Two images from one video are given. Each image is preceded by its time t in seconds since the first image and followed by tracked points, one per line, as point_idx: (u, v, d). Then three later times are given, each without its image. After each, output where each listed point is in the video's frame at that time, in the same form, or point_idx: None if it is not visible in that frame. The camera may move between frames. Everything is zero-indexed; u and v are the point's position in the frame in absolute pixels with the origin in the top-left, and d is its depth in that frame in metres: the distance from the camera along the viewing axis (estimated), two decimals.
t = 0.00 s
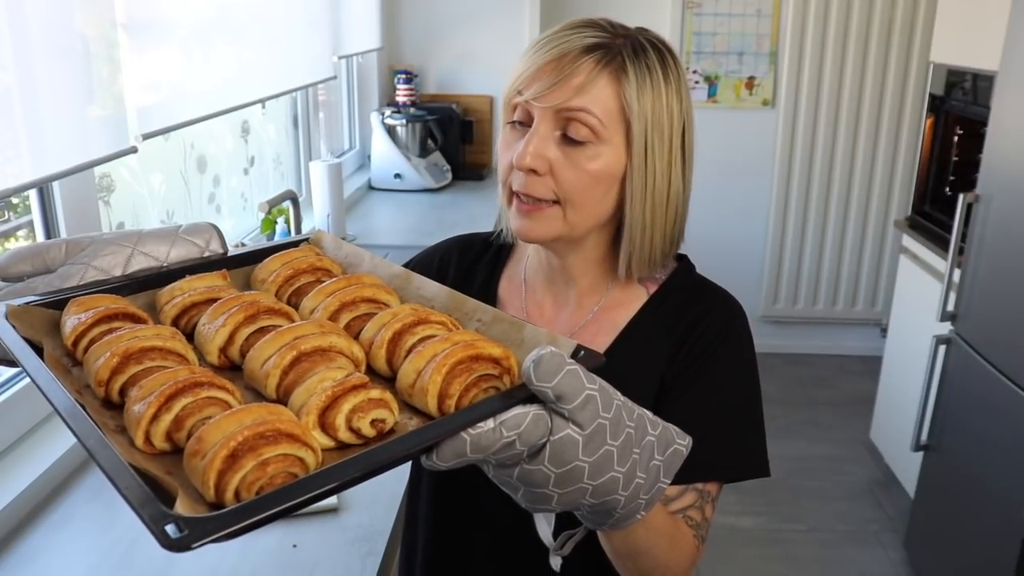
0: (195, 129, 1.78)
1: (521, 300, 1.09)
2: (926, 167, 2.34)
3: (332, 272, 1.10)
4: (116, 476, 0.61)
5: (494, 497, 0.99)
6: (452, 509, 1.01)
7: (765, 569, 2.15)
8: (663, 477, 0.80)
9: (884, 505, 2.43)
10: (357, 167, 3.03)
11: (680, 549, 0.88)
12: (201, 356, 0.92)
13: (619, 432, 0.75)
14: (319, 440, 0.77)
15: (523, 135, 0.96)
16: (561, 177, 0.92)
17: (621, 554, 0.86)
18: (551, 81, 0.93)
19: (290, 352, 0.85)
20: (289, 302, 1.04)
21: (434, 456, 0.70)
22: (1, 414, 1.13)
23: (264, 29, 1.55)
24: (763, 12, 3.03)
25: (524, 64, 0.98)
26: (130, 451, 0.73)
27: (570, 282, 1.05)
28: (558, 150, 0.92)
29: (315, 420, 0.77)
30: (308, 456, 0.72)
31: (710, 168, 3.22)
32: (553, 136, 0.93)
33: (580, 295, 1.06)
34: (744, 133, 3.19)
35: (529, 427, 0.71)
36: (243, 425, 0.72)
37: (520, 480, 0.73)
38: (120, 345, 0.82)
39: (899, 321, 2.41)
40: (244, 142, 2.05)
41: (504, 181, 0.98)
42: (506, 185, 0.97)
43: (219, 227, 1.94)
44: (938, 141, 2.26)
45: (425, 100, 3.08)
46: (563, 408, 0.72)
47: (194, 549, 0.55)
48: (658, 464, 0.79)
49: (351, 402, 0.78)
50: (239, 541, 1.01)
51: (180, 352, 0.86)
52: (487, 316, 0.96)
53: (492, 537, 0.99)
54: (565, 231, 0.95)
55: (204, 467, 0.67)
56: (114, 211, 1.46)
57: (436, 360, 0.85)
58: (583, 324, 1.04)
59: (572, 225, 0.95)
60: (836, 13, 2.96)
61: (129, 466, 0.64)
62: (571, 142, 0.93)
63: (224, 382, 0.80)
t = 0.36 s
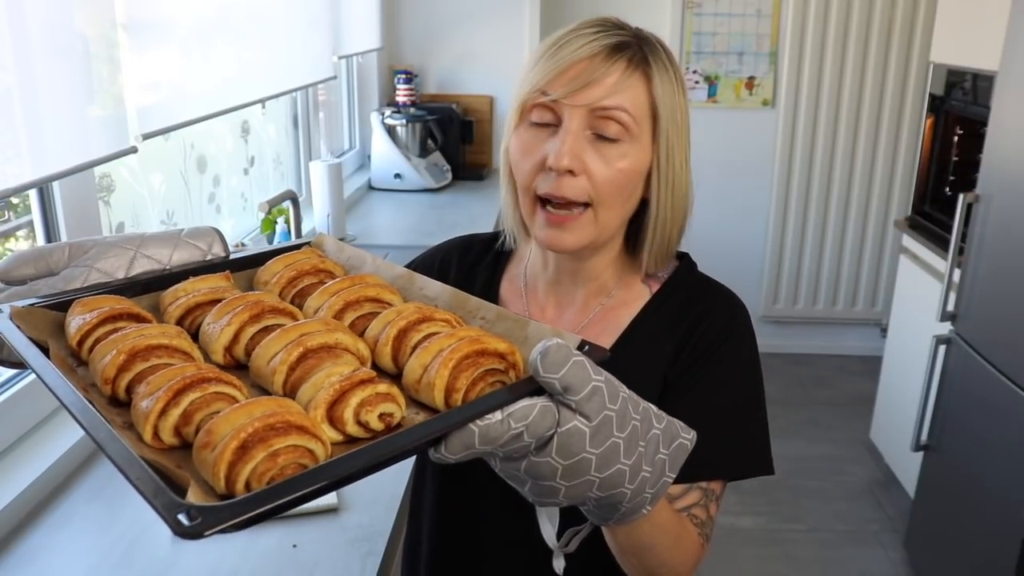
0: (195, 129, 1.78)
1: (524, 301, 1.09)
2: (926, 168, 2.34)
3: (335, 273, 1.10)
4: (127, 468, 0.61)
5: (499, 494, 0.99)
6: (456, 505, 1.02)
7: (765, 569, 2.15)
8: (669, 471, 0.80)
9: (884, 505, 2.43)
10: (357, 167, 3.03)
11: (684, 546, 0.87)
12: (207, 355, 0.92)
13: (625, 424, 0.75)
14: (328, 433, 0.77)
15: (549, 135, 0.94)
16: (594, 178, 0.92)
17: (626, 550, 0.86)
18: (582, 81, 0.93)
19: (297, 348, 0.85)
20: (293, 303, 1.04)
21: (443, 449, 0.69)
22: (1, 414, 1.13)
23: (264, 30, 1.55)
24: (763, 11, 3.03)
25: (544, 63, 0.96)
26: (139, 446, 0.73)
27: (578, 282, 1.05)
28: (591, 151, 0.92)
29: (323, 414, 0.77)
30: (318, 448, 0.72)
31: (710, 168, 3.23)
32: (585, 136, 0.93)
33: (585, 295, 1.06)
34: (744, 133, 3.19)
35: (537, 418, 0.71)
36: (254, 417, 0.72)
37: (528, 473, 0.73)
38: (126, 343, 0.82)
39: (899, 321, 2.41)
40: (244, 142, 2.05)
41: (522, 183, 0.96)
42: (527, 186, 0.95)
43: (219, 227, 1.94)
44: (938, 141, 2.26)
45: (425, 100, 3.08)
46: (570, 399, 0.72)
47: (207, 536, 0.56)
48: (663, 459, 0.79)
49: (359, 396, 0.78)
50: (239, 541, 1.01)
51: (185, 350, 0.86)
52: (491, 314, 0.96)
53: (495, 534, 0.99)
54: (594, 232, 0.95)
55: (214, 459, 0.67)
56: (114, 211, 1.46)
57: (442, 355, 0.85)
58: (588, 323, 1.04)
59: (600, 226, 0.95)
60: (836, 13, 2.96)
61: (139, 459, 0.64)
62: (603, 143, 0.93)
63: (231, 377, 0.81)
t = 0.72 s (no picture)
0: (195, 129, 1.78)
1: (528, 304, 1.08)
2: (926, 168, 2.34)
3: (341, 274, 1.09)
4: (143, 472, 0.61)
5: (503, 494, 0.99)
6: (460, 506, 1.01)
7: (765, 569, 2.15)
8: (678, 473, 0.80)
9: (884, 505, 2.43)
10: (357, 167, 3.03)
11: (691, 548, 0.87)
12: (214, 355, 0.92)
13: (636, 427, 0.75)
14: (341, 436, 0.77)
15: (559, 145, 0.94)
16: (606, 187, 0.92)
17: (633, 551, 0.85)
18: (594, 89, 0.92)
19: (308, 350, 0.85)
20: (300, 304, 1.04)
21: (456, 452, 0.69)
22: (1, 413, 1.12)
23: (265, 29, 1.55)
24: (763, 11, 3.03)
25: (554, 69, 0.96)
26: (151, 448, 0.73)
27: (586, 287, 1.04)
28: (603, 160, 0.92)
29: (336, 416, 0.77)
30: (332, 451, 0.72)
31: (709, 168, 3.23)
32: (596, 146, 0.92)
33: (591, 298, 1.05)
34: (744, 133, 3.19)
35: (550, 421, 0.70)
36: (268, 420, 0.71)
37: (540, 475, 0.73)
38: (136, 344, 0.81)
39: (899, 321, 2.40)
40: (244, 142, 2.05)
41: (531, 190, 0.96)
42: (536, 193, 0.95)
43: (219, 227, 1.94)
44: (938, 141, 2.27)
45: (425, 100, 3.07)
46: (582, 402, 0.72)
47: (227, 541, 0.55)
48: (673, 461, 0.79)
49: (372, 399, 0.78)
50: (240, 541, 1.01)
51: (195, 351, 0.86)
52: (499, 317, 0.95)
53: (501, 535, 0.99)
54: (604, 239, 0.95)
55: (230, 463, 0.67)
56: (114, 211, 1.46)
57: (454, 357, 0.84)
58: (596, 326, 1.04)
59: (610, 233, 0.95)
60: (836, 13, 2.96)
61: (155, 463, 0.63)
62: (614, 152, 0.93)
63: (242, 379, 0.80)
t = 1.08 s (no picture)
0: (195, 129, 1.78)
1: (529, 305, 1.09)
2: (926, 168, 2.34)
3: (341, 276, 1.09)
4: (146, 481, 0.61)
5: (503, 495, 0.99)
6: (461, 507, 1.02)
7: (764, 569, 2.15)
8: (680, 475, 0.80)
9: (884, 505, 2.43)
10: (356, 167, 3.03)
11: (693, 550, 0.87)
12: (216, 360, 0.92)
13: (640, 429, 0.74)
14: (344, 442, 0.77)
15: (561, 144, 0.94)
16: (607, 187, 0.92)
17: (635, 553, 0.85)
18: (596, 89, 0.92)
19: (309, 355, 0.85)
20: (300, 307, 1.04)
21: (460, 456, 0.69)
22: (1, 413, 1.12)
23: (265, 29, 1.55)
24: (763, 11, 3.04)
25: (554, 69, 0.96)
26: (154, 456, 0.73)
27: (586, 288, 1.04)
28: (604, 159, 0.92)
29: (339, 422, 0.77)
30: (335, 458, 0.72)
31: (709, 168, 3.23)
32: (598, 145, 0.92)
33: (592, 300, 1.05)
34: (744, 133, 3.19)
35: (554, 425, 0.70)
36: (270, 428, 0.71)
37: (543, 479, 0.73)
38: (136, 351, 0.82)
39: (899, 321, 2.41)
40: (244, 142, 2.05)
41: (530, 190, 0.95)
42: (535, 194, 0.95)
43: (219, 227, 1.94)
44: (938, 141, 2.27)
45: (425, 100, 3.07)
46: (586, 405, 0.72)
47: (231, 551, 0.55)
48: (675, 462, 0.79)
49: (375, 404, 0.78)
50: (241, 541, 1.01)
51: (196, 357, 0.86)
52: (501, 318, 0.95)
53: (502, 535, 0.99)
54: (606, 240, 0.95)
55: (233, 471, 0.67)
56: (115, 211, 1.46)
57: (456, 361, 0.85)
58: (596, 328, 1.04)
59: (612, 234, 0.94)
60: (836, 13, 2.96)
61: (158, 472, 0.63)
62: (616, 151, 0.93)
63: (243, 385, 0.81)
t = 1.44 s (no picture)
0: (195, 129, 1.78)
1: (527, 305, 1.09)
2: (926, 168, 2.34)
3: (341, 275, 1.09)
4: (134, 477, 0.61)
5: (502, 496, 0.99)
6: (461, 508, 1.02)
7: (764, 569, 2.15)
8: (676, 476, 0.79)
9: (884, 505, 2.43)
10: (356, 167, 3.03)
11: (690, 553, 0.87)
12: (212, 359, 0.92)
13: (634, 430, 0.74)
14: (335, 441, 0.77)
15: (564, 141, 0.94)
16: (610, 183, 0.92)
17: (632, 557, 0.85)
18: (597, 85, 0.92)
19: (303, 354, 0.85)
20: (299, 306, 1.04)
21: (450, 456, 0.70)
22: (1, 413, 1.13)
23: (265, 29, 1.55)
24: (763, 11, 3.04)
25: (554, 67, 0.96)
26: (145, 454, 0.73)
27: (587, 288, 1.04)
28: (606, 156, 0.92)
29: (330, 421, 0.77)
30: (325, 456, 0.72)
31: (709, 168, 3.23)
32: (600, 142, 0.92)
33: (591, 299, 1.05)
34: (744, 133, 3.19)
35: (545, 425, 0.71)
36: (260, 426, 0.71)
37: (536, 479, 0.73)
38: (132, 349, 0.82)
39: (899, 321, 2.41)
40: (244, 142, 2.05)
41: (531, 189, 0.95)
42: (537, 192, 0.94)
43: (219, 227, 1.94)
44: (938, 141, 2.27)
45: (425, 100, 3.07)
46: (579, 406, 0.72)
47: (215, 548, 0.55)
48: (671, 464, 0.79)
49: (367, 403, 0.78)
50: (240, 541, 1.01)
51: (191, 355, 0.86)
52: (498, 318, 0.96)
53: (501, 536, 0.99)
54: (609, 238, 0.95)
55: (221, 469, 0.67)
56: (115, 211, 1.46)
57: (450, 360, 0.85)
58: (594, 327, 1.04)
59: (615, 231, 0.95)
60: (836, 13, 2.96)
61: (147, 469, 0.64)
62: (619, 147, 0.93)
63: (236, 384, 0.81)
